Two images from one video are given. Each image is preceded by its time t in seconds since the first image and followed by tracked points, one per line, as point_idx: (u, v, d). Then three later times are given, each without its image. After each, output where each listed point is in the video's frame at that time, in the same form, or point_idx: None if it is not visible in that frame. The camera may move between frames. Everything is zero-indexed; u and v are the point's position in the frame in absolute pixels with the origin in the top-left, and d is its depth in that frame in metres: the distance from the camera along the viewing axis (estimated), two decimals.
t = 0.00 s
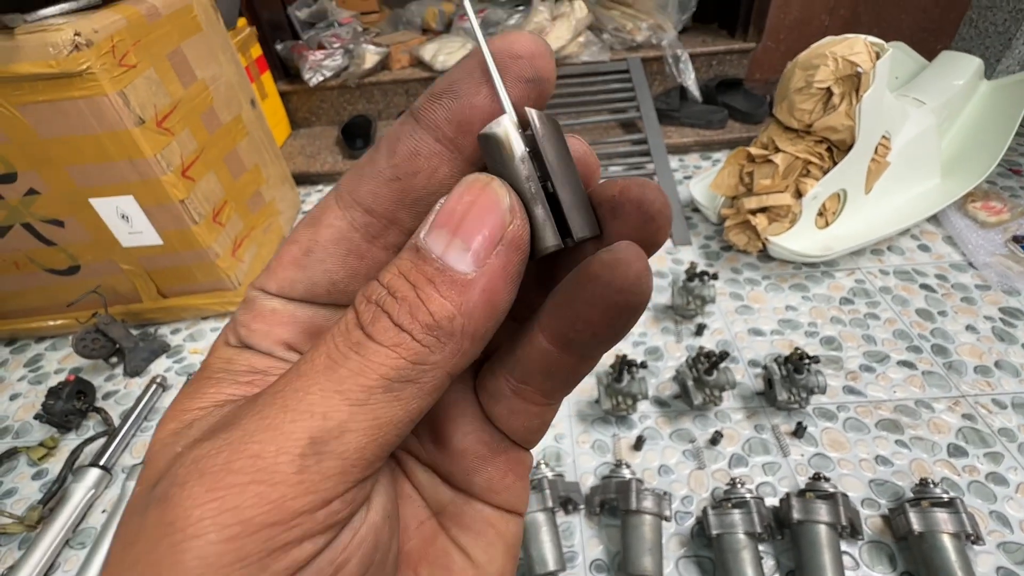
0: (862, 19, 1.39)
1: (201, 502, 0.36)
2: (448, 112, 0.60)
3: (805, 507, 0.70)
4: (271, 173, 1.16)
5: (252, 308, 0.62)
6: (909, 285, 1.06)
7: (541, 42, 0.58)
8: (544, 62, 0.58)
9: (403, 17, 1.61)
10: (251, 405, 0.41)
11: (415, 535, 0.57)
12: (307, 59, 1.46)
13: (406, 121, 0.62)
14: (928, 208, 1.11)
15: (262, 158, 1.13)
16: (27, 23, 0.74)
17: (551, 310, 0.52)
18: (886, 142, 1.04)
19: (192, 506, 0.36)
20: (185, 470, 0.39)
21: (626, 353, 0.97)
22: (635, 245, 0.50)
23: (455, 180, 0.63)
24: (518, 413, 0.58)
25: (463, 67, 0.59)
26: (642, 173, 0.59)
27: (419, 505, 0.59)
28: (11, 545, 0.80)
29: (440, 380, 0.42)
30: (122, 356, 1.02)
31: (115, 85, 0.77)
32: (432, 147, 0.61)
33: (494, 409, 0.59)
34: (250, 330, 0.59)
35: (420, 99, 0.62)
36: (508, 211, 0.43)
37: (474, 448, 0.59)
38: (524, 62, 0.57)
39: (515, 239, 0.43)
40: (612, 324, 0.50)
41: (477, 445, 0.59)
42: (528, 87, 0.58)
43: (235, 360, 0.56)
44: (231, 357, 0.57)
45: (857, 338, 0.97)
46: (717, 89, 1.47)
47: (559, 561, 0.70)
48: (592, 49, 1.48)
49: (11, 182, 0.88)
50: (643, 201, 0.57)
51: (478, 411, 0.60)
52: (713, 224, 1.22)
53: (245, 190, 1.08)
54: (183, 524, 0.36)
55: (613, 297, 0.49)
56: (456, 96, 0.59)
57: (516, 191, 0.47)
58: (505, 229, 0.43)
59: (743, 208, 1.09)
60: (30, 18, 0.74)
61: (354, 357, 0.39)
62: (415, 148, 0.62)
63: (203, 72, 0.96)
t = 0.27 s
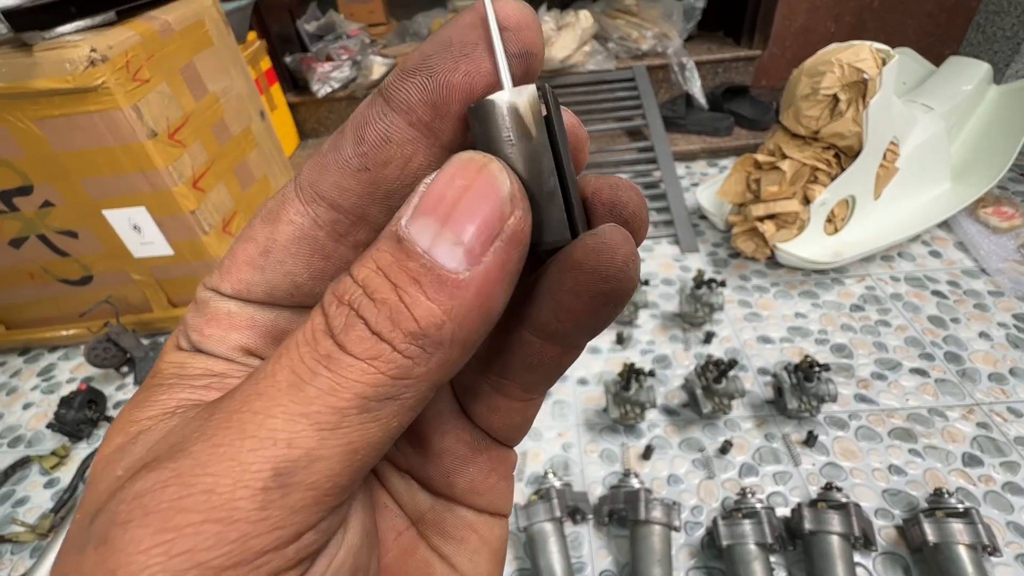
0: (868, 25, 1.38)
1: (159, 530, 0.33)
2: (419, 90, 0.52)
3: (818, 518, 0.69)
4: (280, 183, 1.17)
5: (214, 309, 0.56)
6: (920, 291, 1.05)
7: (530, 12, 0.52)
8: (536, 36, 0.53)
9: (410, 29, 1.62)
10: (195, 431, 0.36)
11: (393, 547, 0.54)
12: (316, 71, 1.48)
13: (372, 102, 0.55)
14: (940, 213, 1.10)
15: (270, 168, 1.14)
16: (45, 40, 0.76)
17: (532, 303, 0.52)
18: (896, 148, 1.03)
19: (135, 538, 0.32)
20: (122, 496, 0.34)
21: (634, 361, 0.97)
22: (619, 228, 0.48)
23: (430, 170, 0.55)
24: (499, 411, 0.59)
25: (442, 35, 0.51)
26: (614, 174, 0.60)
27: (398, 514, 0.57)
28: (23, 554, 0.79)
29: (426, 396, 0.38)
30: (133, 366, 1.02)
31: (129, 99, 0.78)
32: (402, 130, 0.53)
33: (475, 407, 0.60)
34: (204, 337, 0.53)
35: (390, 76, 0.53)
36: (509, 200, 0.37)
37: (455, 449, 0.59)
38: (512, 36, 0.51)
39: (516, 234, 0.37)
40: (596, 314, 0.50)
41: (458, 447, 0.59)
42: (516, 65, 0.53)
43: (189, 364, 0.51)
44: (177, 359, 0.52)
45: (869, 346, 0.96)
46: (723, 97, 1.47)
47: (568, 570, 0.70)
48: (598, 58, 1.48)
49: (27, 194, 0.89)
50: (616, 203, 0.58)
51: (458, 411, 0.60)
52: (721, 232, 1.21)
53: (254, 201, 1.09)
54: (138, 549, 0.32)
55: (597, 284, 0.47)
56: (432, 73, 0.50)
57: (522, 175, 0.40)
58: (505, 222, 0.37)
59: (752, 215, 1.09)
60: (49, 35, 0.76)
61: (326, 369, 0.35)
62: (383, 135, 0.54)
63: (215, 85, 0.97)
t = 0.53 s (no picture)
0: (868, 31, 1.38)
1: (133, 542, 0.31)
2: (404, 124, 0.55)
3: (820, 526, 0.69)
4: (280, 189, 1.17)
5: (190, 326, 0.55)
6: (922, 297, 1.04)
7: (515, 50, 0.56)
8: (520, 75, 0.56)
9: (411, 35, 1.63)
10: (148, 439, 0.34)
11: (376, 553, 0.54)
12: (317, 78, 1.49)
13: (360, 129, 0.58)
14: (942, 218, 1.10)
15: (271, 174, 1.14)
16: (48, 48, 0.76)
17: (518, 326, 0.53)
18: (896, 153, 1.03)
19: (102, 553, 0.31)
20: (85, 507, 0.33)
21: (635, 367, 0.96)
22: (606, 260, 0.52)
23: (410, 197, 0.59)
24: (480, 421, 0.59)
25: (427, 68, 0.54)
26: (596, 205, 0.61)
27: (377, 520, 0.56)
28: (22, 561, 0.79)
29: (368, 405, 0.37)
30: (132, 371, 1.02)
31: (131, 106, 0.79)
32: (386, 160, 0.57)
33: (457, 417, 0.59)
34: (179, 355, 0.52)
35: (374, 106, 0.57)
36: (478, 216, 0.38)
37: (437, 458, 0.59)
38: (496, 74, 0.55)
39: (480, 250, 0.38)
40: (582, 341, 0.52)
41: (439, 455, 0.59)
42: (501, 102, 0.56)
43: (156, 383, 0.50)
44: (146, 382, 0.50)
45: (871, 352, 0.95)
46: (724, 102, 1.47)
47: None
48: (598, 64, 1.48)
49: (28, 201, 0.89)
50: (598, 232, 0.60)
51: (438, 421, 0.60)
52: (722, 237, 1.21)
53: (255, 207, 1.08)
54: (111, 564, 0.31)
55: (589, 312, 0.51)
56: (419, 106, 0.54)
57: (511, 219, 0.41)
58: (472, 235, 0.38)
59: (753, 221, 1.09)
60: (52, 43, 0.76)
61: (256, 379, 0.34)
62: (369, 163, 0.57)
63: (216, 92, 0.97)
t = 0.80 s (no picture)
0: (872, 30, 1.37)
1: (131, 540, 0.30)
2: (428, 112, 0.57)
3: (827, 527, 0.68)
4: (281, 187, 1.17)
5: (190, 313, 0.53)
6: (928, 296, 1.04)
7: (556, 39, 0.55)
8: (560, 69, 0.55)
9: (413, 33, 1.62)
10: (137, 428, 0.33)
11: (386, 557, 0.54)
12: (319, 76, 1.48)
13: (384, 116, 0.59)
14: (947, 217, 1.09)
15: (272, 172, 1.13)
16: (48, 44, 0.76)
17: (551, 333, 0.53)
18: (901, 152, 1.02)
19: (98, 553, 0.30)
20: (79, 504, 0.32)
21: (638, 367, 0.96)
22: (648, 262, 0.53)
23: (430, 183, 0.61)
24: (496, 435, 0.58)
25: (458, 57, 0.55)
26: (638, 204, 0.60)
27: (384, 519, 0.56)
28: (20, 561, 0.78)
29: (387, 387, 0.36)
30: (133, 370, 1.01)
31: (131, 103, 0.78)
32: (408, 148, 0.59)
33: (472, 428, 0.58)
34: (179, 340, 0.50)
35: (400, 92, 0.58)
36: (524, 192, 0.37)
37: (447, 466, 0.58)
38: (531, 64, 0.55)
39: (522, 229, 0.37)
40: (617, 353, 0.52)
41: (451, 464, 0.58)
42: (534, 95, 0.56)
43: (155, 368, 0.48)
44: (143, 365, 0.49)
45: (876, 351, 0.95)
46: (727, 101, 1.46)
47: None
48: (600, 62, 1.48)
49: (28, 198, 0.88)
50: (639, 231, 0.59)
51: (453, 429, 0.59)
52: (725, 236, 1.20)
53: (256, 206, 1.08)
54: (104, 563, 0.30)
55: (631, 321, 0.50)
56: (444, 96, 0.56)
57: (546, 214, 0.41)
58: (512, 212, 0.37)
59: (757, 219, 1.08)
60: (52, 39, 0.76)
61: (258, 356, 0.32)
62: (389, 152, 0.59)
63: (217, 89, 0.96)
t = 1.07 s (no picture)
0: (878, 27, 1.36)
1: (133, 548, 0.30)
2: (434, 120, 0.56)
3: (834, 530, 0.67)
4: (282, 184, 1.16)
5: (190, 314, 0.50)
6: (934, 296, 1.03)
7: (572, 53, 0.54)
8: (575, 85, 0.55)
9: (414, 30, 1.61)
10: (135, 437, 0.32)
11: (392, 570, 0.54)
12: (319, 72, 1.47)
13: (392, 124, 0.59)
14: (953, 216, 1.08)
15: (273, 169, 1.12)
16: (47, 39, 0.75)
17: (569, 353, 0.52)
18: (908, 151, 1.01)
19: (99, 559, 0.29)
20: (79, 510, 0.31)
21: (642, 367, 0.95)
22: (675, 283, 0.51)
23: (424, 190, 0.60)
24: (504, 450, 0.57)
25: (472, 70, 0.55)
26: (663, 219, 0.59)
27: (388, 529, 0.56)
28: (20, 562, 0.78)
29: (387, 398, 0.35)
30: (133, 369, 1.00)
31: (130, 98, 0.77)
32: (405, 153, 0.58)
33: (480, 442, 0.57)
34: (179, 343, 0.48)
35: (410, 101, 0.58)
36: (531, 186, 0.37)
37: (455, 482, 0.57)
38: (543, 82, 0.54)
39: (529, 229, 0.37)
40: (639, 375, 0.50)
41: (458, 479, 0.57)
42: (545, 113, 0.55)
43: (153, 373, 0.47)
44: (143, 370, 0.47)
45: (882, 352, 0.94)
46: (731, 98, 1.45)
47: None
48: (603, 59, 1.46)
49: (27, 195, 0.88)
50: (664, 248, 0.58)
51: (460, 443, 0.58)
52: (730, 235, 1.19)
53: (256, 203, 1.07)
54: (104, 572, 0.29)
55: (655, 346, 0.48)
56: (453, 109, 0.55)
57: (563, 234, 0.42)
58: (519, 213, 0.36)
59: (762, 218, 1.07)
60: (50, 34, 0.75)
61: (244, 368, 0.31)
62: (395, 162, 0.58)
63: (217, 86, 0.95)
